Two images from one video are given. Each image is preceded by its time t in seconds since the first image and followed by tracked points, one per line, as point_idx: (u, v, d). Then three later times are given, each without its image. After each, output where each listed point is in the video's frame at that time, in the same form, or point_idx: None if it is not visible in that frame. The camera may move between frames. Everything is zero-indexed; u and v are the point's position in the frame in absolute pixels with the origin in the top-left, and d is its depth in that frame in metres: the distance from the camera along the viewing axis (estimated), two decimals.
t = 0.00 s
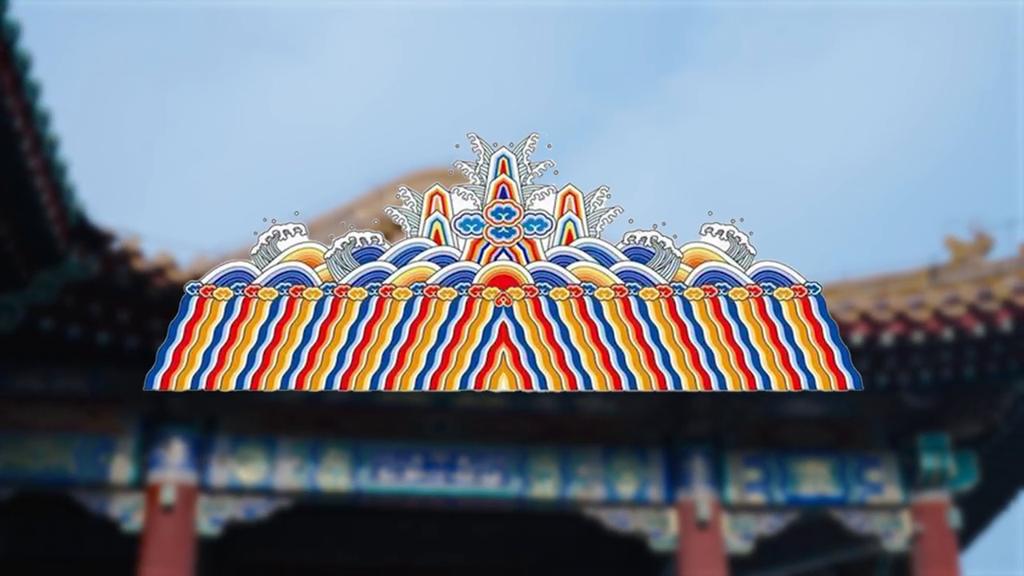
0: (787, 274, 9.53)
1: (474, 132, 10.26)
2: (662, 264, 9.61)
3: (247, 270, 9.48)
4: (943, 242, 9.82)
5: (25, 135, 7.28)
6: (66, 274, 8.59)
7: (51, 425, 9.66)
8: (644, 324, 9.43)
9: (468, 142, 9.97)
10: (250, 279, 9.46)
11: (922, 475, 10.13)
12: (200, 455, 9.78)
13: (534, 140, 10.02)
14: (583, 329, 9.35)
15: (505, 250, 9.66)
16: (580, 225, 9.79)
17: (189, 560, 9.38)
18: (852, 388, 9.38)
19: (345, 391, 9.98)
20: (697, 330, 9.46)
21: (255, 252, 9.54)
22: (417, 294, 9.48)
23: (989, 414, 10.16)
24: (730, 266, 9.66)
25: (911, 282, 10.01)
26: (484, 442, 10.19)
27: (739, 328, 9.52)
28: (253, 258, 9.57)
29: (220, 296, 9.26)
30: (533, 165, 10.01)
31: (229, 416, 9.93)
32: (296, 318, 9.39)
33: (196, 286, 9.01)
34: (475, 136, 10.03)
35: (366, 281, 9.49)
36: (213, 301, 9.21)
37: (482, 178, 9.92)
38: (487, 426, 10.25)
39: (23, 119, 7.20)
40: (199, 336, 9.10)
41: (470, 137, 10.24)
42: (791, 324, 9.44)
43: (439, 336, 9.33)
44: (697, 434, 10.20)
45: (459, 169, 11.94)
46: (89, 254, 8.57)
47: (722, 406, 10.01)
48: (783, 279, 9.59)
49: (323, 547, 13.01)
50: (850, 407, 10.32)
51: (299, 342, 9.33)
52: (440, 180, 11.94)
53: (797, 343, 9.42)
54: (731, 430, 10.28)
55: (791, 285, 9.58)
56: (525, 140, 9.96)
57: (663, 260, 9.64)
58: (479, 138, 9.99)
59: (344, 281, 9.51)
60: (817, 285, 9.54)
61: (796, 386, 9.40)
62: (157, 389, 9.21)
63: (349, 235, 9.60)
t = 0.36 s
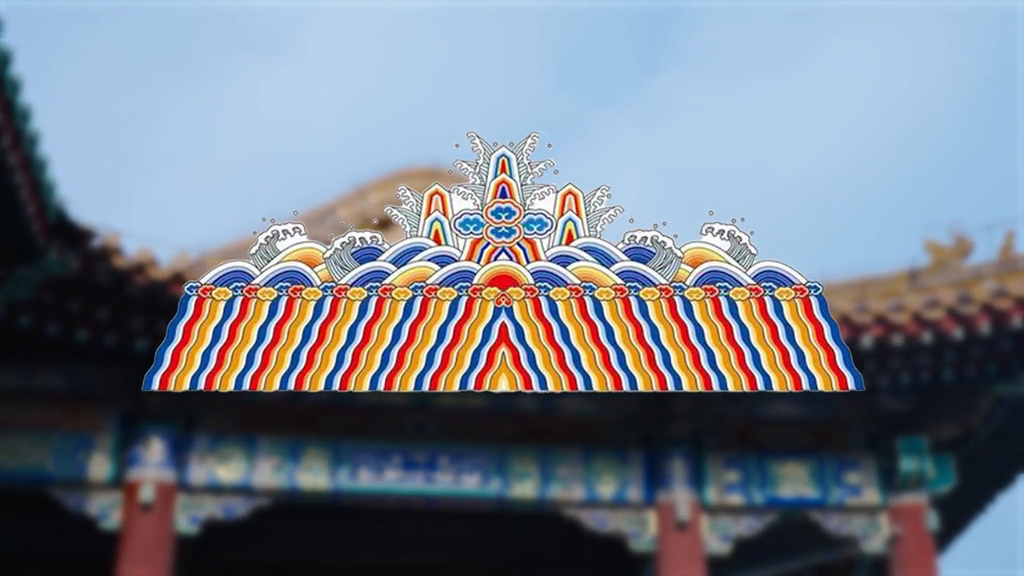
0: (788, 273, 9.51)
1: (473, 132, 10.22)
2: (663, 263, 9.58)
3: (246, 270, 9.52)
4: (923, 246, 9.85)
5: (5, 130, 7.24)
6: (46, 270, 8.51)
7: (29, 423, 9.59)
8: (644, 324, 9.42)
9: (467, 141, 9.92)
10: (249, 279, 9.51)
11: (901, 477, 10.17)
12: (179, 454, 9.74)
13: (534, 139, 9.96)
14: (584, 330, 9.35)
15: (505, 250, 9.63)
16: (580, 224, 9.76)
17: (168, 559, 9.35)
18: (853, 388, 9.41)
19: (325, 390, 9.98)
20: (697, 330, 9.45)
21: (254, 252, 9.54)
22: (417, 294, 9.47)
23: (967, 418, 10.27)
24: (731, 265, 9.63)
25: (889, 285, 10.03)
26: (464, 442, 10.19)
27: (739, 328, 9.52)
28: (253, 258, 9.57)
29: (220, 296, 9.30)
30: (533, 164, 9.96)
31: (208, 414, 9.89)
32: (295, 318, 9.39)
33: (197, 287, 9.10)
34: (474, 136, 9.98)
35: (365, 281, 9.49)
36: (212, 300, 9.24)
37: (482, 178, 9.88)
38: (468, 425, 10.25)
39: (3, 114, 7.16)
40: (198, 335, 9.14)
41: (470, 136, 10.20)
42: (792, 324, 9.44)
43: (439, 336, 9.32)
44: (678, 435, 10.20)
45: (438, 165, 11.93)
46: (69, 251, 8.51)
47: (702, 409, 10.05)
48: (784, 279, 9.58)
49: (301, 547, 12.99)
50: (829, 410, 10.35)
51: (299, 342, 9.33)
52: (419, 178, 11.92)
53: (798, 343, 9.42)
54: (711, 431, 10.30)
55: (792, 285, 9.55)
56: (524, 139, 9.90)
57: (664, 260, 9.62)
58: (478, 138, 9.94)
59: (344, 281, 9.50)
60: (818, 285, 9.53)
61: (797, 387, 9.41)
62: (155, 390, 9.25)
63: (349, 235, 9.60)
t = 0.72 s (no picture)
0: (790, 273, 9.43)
1: (473, 130, 9.91)
2: (664, 263, 9.46)
3: (244, 270, 9.39)
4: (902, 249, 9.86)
5: None
6: (25, 267, 8.45)
7: (8, 420, 9.54)
8: (644, 324, 9.38)
9: (466, 141, 9.64)
10: (248, 279, 9.38)
11: (879, 479, 10.19)
12: (158, 452, 9.71)
13: (534, 138, 9.65)
14: (584, 331, 9.32)
15: (505, 250, 9.48)
16: (580, 224, 9.56)
17: (146, 557, 9.33)
18: (853, 387, 9.49)
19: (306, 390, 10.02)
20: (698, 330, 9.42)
21: (253, 253, 9.42)
22: (417, 293, 9.40)
23: (946, 421, 10.33)
24: (732, 266, 9.52)
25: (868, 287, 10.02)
26: (444, 442, 10.17)
27: (739, 328, 9.47)
28: (251, 258, 9.46)
29: (218, 296, 9.19)
30: (534, 164, 9.66)
31: (187, 412, 9.86)
32: (294, 319, 9.34)
33: (196, 286, 9.04)
34: (474, 135, 9.66)
35: (364, 282, 9.40)
36: (212, 300, 9.15)
37: (481, 177, 9.58)
38: (448, 425, 10.25)
39: None
40: (196, 336, 9.09)
41: (469, 134, 9.93)
42: (793, 324, 9.37)
43: (439, 336, 9.32)
44: (657, 436, 10.21)
45: (419, 165, 11.92)
46: (48, 248, 8.46)
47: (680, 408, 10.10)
48: (785, 279, 9.49)
49: (279, 546, 12.96)
50: (808, 411, 10.41)
51: (298, 343, 9.30)
52: (401, 176, 11.87)
53: (799, 343, 9.38)
54: (690, 432, 10.35)
55: (793, 285, 9.48)
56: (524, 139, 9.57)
57: (664, 260, 9.49)
58: (477, 137, 9.63)
59: (343, 281, 9.41)
60: (820, 285, 9.46)
61: (799, 387, 9.41)
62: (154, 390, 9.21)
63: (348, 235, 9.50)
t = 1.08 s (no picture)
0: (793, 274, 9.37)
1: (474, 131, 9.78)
2: (665, 263, 9.39)
3: (243, 270, 9.32)
4: (883, 253, 9.91)
5: None
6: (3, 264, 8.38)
7: None
8: (644, 325, 9.30)
9: (466, 139, 9.53)
10: (246, 279, 9.31)
11: (858, 481, 10.22)
12: (136, 450, 9.68)
13: (535, 137, 9.52)
14: (586, 332, 9.22)
15: (505, 250, 9.36)
16: (580, 224, 9.46)
17: (124, 555, 9.29)
18: (854, 387, 9.40)
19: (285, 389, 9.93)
20: (700, 330, 9.33)
21: (251, 253, 9.35)
22: (417, 294, 9.29)
23: (924, 423, 10.42)
24: (733, 266, 9.45)
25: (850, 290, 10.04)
26: (424, 441, 10.16)
27: (741, 328, 9.39)
28: (251, 258, 9.40)
29: (217, 296, 9.12)
30: (534, 163, 9.53)
31: (166, 410, 9.84)
32: (293, 319, 9.22)
33: (194, 286, 8.97)
34: (473, 134, 9.55)
35: (364, 282, 9.27)
36: (210, 301, 9.08)
37: (482, 176, 9.46)
38: (427, 425, 10.24)
39: None
40: (196, 336, 9.02)
41: (470, 133, 9.76)
42: (795, 325, 9.32)
43: (439, 337, 9.19)
44: (636, 437, 10.25)
45: (400, 165, 11.94)
46: (27, 245, 8.40)
47: (660, 410, 10.10)
48: (786, 279, 9.44)
49: (257, 543, 12.96)
50: (789, 414, 10.43)
51: (297, 343, 9.18)
52: (381, 176, 11.89)
53: (800, 343, 9.32)
54: (670, 434, 10.34)
55: (794, 285, 9.45)
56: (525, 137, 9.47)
57: (665, 259, 9.42)
58: (477, 134, 9.53)
59: (343, 281, 9.30)
60: (820, 286, 9.42)
61: (801, 387, 9.32)
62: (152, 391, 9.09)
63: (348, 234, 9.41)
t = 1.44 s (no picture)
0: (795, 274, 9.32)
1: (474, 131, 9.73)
2: (666, 262, 9.37)
3: (243, 269, 9.31)
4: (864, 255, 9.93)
5: None
6: None
7: None
8: (645, 324, 9.28)
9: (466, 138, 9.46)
10: (246, 279, 9.30)
11: (837, 484, 10.26)
12: (115, 448, 9.65)
13: (536, 136, 9.47)
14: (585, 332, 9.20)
15: (505, 249, 9.34)
16: (581, 223, 9.43)
17: (102, 553, 9.26)
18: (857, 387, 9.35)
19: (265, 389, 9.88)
20: (700, 330, 9.29)
21: (251, 252, 9.34)
22: (417, 294, 9.29)
23: (903, 425, 10.36)
24: (734, 266, 9.41)
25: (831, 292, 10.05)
26: (404, 441, 10.15)
27: (742, 329, 9.34)
28: (251, 257, 9.40)
29: (216, 297, 9.12)
30: (534, 162, 9.48)
31: (146, 408, 9.79)
32: (293, 318, 9.20)
33: (193, 286, 8.98)
34: (474, 132, 9.48)
35: (363, 282, 9.27)
36: (209, 301, 9.07)
37: (482, 176, 9.40)
38: (408, 425, 10.22)
39: None
40: (195, 336, 9.00)
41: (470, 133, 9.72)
42: (796, 325, 9.28)
43: (439, 336, 9.17)
44: (618, 438, 10.23)
45: (383, 164, 11.90)
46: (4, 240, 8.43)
47: (640, 411, 10.12)
48: (787, 279, 9.39)
49: (238, 542, 12.93)
50: (769, 416, 10.44)
51: (296, 343, 9.16)
52: (364, 175, 11.83)
53: (801, 343, 9.28)
54: (651, 435, 10.34)
55: (794, 285, 9.40)
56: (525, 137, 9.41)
57: (666, 259, 9.40)
58: (477, 134, 9.46)
59: (343, 281, 9.30)
60: (822, 285, 9.39)
61: (802, 387, 9.28)
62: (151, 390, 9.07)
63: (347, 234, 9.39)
